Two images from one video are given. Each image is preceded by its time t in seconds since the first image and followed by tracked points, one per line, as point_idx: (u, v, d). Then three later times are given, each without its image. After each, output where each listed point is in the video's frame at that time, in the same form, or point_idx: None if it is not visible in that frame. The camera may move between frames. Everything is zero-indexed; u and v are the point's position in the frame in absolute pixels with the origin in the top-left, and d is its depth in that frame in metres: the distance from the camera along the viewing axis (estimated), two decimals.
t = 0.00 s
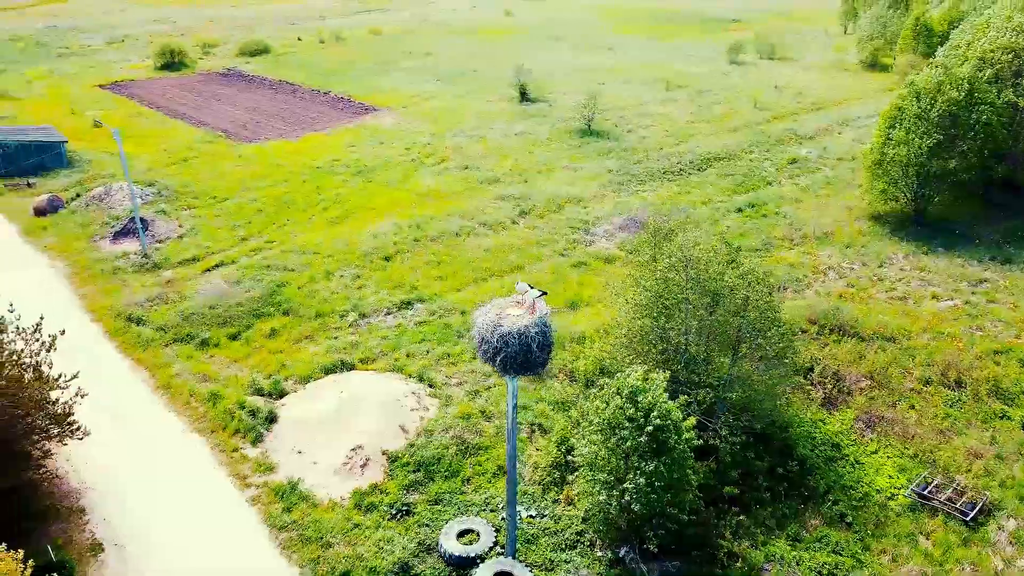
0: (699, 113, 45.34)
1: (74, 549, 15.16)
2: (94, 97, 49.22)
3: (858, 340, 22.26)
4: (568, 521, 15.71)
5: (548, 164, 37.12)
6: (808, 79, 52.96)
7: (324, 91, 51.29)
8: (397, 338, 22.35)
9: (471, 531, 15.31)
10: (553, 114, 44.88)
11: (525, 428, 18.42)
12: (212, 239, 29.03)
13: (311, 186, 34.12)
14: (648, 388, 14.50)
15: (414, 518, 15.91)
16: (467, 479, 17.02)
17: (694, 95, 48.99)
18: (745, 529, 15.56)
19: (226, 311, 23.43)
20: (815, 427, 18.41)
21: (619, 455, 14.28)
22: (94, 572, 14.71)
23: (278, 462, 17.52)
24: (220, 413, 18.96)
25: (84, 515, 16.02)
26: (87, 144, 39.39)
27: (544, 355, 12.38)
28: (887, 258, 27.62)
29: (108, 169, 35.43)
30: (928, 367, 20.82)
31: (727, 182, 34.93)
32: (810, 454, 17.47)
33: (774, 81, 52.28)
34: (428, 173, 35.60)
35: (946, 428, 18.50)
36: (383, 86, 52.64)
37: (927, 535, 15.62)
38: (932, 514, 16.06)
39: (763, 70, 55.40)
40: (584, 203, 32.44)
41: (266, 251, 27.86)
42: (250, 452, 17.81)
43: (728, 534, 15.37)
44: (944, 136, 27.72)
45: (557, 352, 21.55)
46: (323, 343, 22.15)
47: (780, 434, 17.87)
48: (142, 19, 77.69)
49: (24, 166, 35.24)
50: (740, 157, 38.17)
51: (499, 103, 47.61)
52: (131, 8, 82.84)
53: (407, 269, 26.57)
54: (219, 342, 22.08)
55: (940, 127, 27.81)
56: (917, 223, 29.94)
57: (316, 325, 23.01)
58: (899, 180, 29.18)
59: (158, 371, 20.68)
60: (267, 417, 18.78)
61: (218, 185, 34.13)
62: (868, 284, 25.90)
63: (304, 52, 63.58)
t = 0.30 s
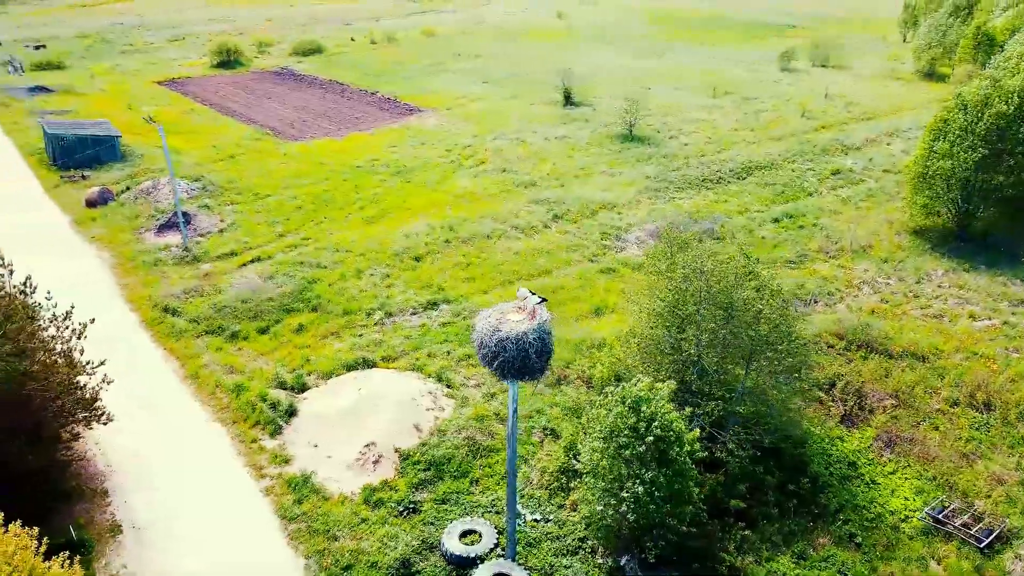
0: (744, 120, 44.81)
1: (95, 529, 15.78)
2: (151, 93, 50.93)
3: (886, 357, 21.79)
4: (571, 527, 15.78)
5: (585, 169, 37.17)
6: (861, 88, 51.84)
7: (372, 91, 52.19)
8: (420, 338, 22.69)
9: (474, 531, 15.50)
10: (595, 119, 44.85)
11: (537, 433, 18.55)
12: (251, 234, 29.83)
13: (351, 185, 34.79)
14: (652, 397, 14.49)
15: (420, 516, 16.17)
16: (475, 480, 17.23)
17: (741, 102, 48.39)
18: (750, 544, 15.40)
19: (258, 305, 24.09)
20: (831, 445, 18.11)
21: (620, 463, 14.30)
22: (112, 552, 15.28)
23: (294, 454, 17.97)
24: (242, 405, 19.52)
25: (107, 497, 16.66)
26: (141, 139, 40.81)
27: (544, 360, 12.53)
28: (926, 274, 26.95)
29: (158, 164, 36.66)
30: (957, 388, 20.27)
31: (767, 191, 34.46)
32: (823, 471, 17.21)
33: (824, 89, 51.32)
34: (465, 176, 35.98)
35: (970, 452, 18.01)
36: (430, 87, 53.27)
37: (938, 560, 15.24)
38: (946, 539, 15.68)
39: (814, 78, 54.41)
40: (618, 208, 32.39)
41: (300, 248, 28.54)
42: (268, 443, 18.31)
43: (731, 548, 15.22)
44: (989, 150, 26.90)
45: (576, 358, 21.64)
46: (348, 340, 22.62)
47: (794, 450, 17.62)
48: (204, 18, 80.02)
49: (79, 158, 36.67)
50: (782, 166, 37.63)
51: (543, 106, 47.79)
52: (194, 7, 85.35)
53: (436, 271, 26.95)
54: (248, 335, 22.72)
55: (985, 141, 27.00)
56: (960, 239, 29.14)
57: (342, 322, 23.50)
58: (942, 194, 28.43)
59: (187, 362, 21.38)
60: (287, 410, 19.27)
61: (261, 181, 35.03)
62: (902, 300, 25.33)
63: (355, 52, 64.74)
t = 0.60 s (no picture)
0: (791, 128, 44.08)
1: (116, 510, 16.43)
2: (207, 90, 52.47)
3: (916, 375, 21.25)
4: (574, 532, 15.84)
5: (624, 174, 37.08)
6: (917, 97, 50.47)
7: (420, 92, 52.86)
8: (443, 338, 22.97)
9: (477, 531, 15.69)
10: (640, 123, 44.63)
11: (549, 437, 18.64)
12: (289, 230, 30.55)
13: (390, 184, 35.37)
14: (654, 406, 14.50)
15: (426, 513, 16.43)
16: (484, 480, 17.41)
17: (790, 109, 47.59)
18: (754, 559, 15.21)
19: (289, 300, 24.68)
20: (848, 463, 17.77)
21: (620, 471, 14.34)
22: (130, 534, 15.88)
23: (310, 447, 18.40)
24: (265, 397, 20.04)
25: (129, 480, 17.31)
26: (194, 134, 42.11)
27: (543, 365, 12.65)
28: (966, 291, 26.17)
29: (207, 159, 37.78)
30: (987, 410, 19.66)
31: (808, 200, 33.84)
32: (837, 490, 16.90)
33: (878, 97, 50.12)
34: (503, 178, 36.24)
35: (994, 478, 17.46)
36: (477, 88, 53.69)
37: None
38: (960, 565, 15.24)
39: (869, 86, 53.17)
40: (653, 214, 32.22)
41: (335, 245, 29.13)
42: (287, 435, 18.79)
43: (734, 562, 15.07)
44: None
45: (597, 364, 21.68)
46: (373, 337, 23.02)
47: (808, 468, 17.33)
48: (264, 16, 82.08)
49: (133, 151, 38.00)
50: (827, 176, 36.92)
51: (587, 109, 47.77)
52: (256, 6, 87.56)
53: (466, 272, 27.25)
54: (276, 328, 23.29)
55: None
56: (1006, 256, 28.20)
57: (369, 319, 23.93)
58: (988, 209, 27.56)
59: (217, 352, 22.04)
60: (307, 404, 19.72)
61: (304, 178, 35.83)
62: (939, 317, 24.65)
63: (407, 52, 65.63)
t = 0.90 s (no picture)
0: (841, 136, 43.12)
1: (137, 494, 17.02)
2: (261, 86, 53.80)
3: (946, 396, 20.64)
4: (577, 539, 15.84)
5: (665, 180, 36.83)
6: (978, 107, 48.79)
7: (467, 92, 53.31)
8: (467, 339, 23.19)
9: (480, 533, 15.83)
10: (684, 128, 44.19)
11: (562, 442, 18.68)
12: (327, 227, 31.17)
13: (430, 185, 35.81)
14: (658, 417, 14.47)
15: (433, 512, 16.63)
16: (493, 482, 17.53)
17: (842, 117, 46.53)
18: None
19: (319, 295, 25.22)
20: (866, 483, 17.38)
21: (621, 480, 14.33)
22: (149, 517, 16.45)
23: (326, 442, 18.77)
24: (287, 390, 20.51)
25: (152, 464, 17.90)
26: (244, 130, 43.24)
27: (542, 371, 12.75)
28: (1010, 311, 25.27)
29: (255, 154, 38.78)
30: (1018, 436, 18.99)
31: (851, 211, 33.07)
32: (851, 510, 16.54)
33: (936, 107, 48.62)
34: (542, 182, 36.37)
35: (1019, 506, 16.87)
36: (525, 90, 53.89)
37: None
38: None
39: (928, 95, 51.60)
40: (690, 221, 31.91)
41: (371, 243, 29.66)
42: (305, 429, 19.22)
43: None
44: None
45: (616, 371, 21.64)
46: (398, 336, 23.38)
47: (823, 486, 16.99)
48: (323, 15, 83.84)
49: (184, 145, 39.24)
50: (874, 187, 36.03)
51: (633, 113, 47.53)
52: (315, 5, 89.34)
53: (496, 274, 27.46)
54: (305, 322, 23.81)
55: None
56: None
57: (395, 317, 24.30)
58: None
59: (246, 345, 22.65)
60: (327, 399, 20.14)
61: (346, 176, 36.52)
62: (978, 336, 23.88)
63: (459, 52, 66.22)
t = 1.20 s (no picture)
0: (894, 146, 41.96)
1: (158, 479, 17.64)
2: (315, 84, 54.90)
3: (977, 420, 19.99)
4: (580, 546, 15.85)
5: (706, 186, 36.40)
6: None
7: (515, 93, 53.51)
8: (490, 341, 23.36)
9: (484, 535, 15.96)
10: (731, 134, 43.57)
11: (574, 448, 18.68)
12: (364, 224, 31.70)
13: (469, 186, 36.10)
14: (660, 428, 14.46)
15: (440, 511, 16.83)
16: (502, 485, 17.64)
17: (897, 126, 45.28)
18: None
19: (350, 292, 25.68)
20: (882, 505, 16.95)
21: (622, 490, 14.29)
22: (167, 502, 17.03)
23: (343, 436, 19.11)
24: (309, 384, 20.96)
25: (175, 450, 18.50)
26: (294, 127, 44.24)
27: (540, 377, 12.84)
28: None
29: (301, 151, 39.64)
30: None
31: (897, 224, 32.19)
32: (864, 532, 16.18)
33: (999, 118, 46.87)
34: (581, 185, 36.34)
35: None
36: (573, 91, 53.81)
37: None
38: None
39: (991, 105, 49.80)
40: (727, 229, 31.48)
41: (405, 242, 30.07)
42: (324, 423, 19.60)
43: None
44: None
45: (637, 379, 21.54)
46: (423, 334, 23.67)
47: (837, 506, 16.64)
48: (381, 14, 85.09)
49: (235, 140, 40.33)
50: (924, 199, 34.97)
51: (680, 118, 47.06)
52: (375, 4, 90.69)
53: (526, 277, 27.57)
54: (334, 318, 24.28)
55: None
56: None
57: (422, 317, 24.60)
58: None
59: (275, 338, 23.20)
60: (347, 395, 20.52)
61: (388, 175, 37.06)
62: (1019, 359, 23.02)
63: (511, 53, 66.47)
